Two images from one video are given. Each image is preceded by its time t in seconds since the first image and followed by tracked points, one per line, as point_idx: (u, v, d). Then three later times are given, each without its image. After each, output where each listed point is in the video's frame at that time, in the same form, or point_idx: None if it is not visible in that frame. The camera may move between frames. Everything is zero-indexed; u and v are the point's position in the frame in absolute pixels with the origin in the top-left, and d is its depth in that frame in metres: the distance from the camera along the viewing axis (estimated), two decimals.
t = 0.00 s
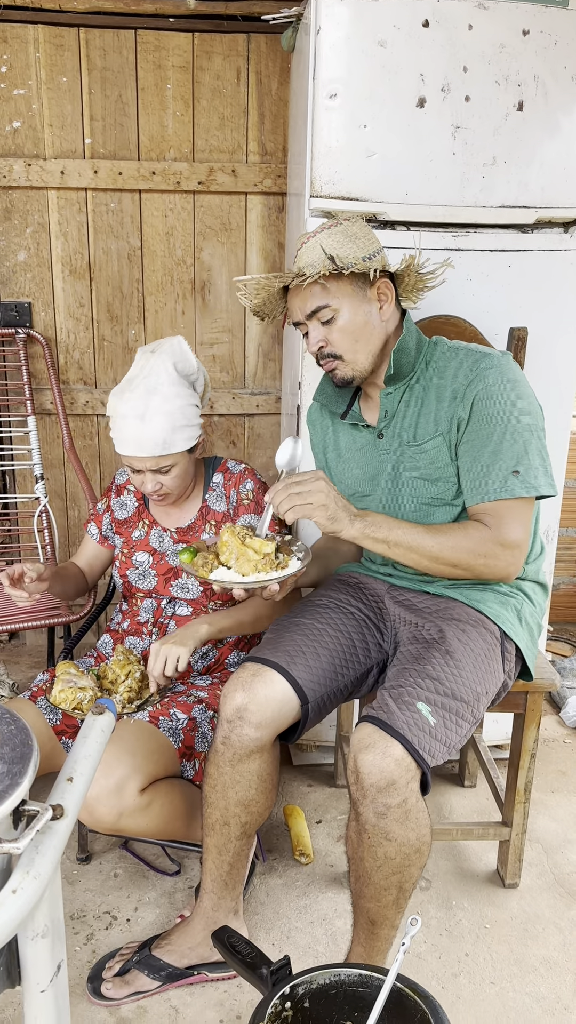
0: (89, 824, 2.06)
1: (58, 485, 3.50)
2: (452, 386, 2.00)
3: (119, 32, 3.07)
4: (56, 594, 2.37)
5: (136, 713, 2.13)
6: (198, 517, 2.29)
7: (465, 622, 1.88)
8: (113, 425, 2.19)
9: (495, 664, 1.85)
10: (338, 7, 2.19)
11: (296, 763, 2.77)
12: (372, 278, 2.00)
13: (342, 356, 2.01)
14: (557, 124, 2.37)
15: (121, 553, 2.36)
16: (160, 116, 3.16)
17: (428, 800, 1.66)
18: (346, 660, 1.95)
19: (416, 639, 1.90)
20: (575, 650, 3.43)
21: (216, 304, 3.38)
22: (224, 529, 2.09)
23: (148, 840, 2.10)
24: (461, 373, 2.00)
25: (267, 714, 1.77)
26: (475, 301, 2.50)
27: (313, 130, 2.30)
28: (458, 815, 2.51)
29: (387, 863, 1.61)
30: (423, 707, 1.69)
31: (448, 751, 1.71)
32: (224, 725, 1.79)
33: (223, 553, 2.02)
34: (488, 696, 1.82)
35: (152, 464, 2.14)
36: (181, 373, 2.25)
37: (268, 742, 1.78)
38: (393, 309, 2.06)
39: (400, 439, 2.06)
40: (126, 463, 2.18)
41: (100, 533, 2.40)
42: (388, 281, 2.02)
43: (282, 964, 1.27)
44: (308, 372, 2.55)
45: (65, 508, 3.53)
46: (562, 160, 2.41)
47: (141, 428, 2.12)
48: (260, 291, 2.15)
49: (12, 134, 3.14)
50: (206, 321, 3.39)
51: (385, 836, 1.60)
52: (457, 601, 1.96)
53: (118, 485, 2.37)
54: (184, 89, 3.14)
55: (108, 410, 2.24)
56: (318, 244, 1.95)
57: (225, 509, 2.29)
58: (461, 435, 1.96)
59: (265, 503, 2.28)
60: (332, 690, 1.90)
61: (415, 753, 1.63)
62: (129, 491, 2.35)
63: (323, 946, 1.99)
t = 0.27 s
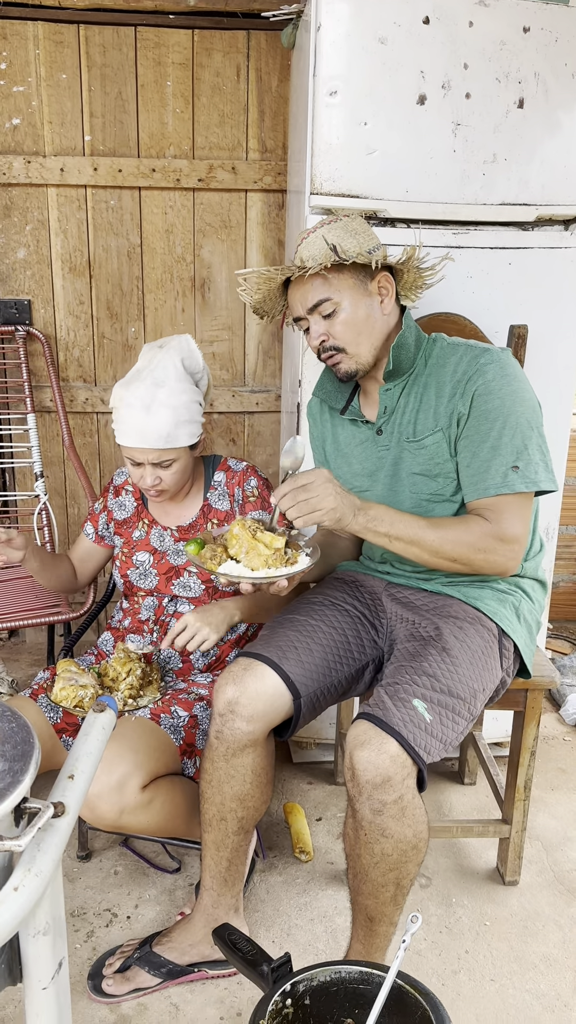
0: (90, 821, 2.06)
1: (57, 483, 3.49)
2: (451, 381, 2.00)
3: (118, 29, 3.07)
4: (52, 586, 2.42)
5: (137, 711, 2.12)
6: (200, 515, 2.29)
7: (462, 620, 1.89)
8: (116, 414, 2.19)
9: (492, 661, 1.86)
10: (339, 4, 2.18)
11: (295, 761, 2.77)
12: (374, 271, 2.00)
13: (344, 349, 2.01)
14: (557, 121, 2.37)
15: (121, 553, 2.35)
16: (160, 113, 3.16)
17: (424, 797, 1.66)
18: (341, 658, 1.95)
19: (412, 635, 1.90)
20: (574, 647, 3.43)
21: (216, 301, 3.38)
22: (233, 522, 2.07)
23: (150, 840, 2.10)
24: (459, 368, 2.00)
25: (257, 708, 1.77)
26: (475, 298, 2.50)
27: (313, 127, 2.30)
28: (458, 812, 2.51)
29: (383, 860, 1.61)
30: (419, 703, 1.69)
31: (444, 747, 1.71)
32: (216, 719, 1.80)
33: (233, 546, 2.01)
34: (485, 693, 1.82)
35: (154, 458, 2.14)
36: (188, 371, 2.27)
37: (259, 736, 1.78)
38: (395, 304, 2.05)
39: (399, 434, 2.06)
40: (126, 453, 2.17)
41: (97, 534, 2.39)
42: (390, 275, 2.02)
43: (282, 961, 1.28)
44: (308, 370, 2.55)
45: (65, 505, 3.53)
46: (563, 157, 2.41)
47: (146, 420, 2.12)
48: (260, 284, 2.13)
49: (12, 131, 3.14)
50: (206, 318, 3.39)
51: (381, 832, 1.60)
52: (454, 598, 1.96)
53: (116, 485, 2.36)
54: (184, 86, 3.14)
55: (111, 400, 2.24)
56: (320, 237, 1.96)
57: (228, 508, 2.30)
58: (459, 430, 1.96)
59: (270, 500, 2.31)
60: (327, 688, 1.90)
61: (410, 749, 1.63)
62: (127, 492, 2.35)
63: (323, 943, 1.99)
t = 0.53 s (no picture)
0: (87, 820, 2.06)
1: (55, 480, 3.49)
2: (445, 376, 2.00)
3: (116, 25, 3.06)
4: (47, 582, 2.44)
5: (133, 710, 2.12)
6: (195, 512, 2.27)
7: (464, 615, 1.89)
8: (120, 399, 2.18)
9: (496, 656, 1.86)
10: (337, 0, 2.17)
11: (293, 759, 2.77)
12: (363, 268, 2.01)
13: (335, 346, 2.01)
14: (556, 118, 2.36)
15: (118, 551, 2.34)
16: (157, 110, 3.15)
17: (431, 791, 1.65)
18: (340, 656, 1.94)
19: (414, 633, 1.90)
20: (573, 646, 3.43)
21: (214, 299, 3.37)
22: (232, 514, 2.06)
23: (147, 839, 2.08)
24: (454, 363, 2.00)
25: (256, 708, 1.77)
26: (474, 296, 2.49)
27: (311, 124, 2.29)
28: (456, 810, 2.51)
29: (393, 856, 1.60)
30: (425, 699, 1.69)
31: (450, 742, 1.70)
32: (214, 718, 1.80)
33: (230, 539, 1.99)
34: (490, 687, 1.82)
35: (155, 448, 2.14)
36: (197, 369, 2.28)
37: (259, 733, 1.78)
38: (385, 301, 2.06)
39: (394, 431, 2.06)
40: (126, 439, 2.17)
41: (93, 532, 2.39)
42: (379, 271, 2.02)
43: (280, 960, 1.27)
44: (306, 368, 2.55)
45: (63, 503, 3.52)
46: (562, 154, 2.40)
47: (154, 407, 2.11)
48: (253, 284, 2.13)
49: (9, 128, 3.13)
50: (204, 316, 3.38)
51: (391, 828, 1.59)
52: (455, 595, 1.97)
53: (113, 484, 2.36)
54: (182, 82, 3.13)
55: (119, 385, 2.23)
56: (309, 236, 1.96)
57: (223, 505, 2.28)
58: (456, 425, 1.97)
59: (262, 491, 2.30)
60: (325, 686, 1.90)
61: (417, 745, 1.62)
62: (123, 491, 2.35)
63: (322, 942, 1.99)
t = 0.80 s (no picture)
0: (84, 818, 2.05)
1: (52, 478, 3.48)
2: (431, 367, 2.04)
3: (113, 21, 3.05)
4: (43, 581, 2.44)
5: (130, 706, 2.14)
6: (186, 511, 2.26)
7: (478, 602, 1.91)
8: (117, 407, 2.16)
9: (513, 636, 1.88)
10: None
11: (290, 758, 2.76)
12: (342, 266, 2.04)
13: (317, 345, 2.02)
14: (554, 115, 2.35)
15: (111, 551, 2.33)
16: (154, 106, 3.14)
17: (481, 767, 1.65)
18: (341, 659, 1.94)
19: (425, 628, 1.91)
20: (570, 644, 3.43)
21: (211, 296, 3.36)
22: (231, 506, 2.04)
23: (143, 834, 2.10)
24: (439, 354, 2.04)
25: (259, 717, 1.76)
26: (471, 293, 2.48)
27: (308, 120, 2.28)
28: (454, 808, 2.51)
29: (457, 836, 1.60)
30: (466, 676, 1.69)
31: (493, 719, 1.70)
32: (216, 730, 1.78)
33: (228, 532, 1.98)
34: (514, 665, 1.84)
35: (155, 458, 2.15)
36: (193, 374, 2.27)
37: (262, 742, 1.77)
38: (363, 298, 2.09)
39: (383, 427, 2.06)
40: (122, 446, 2.15)
41: (88, 533, 2.39)
42: (357, 269, 2.05)
43: (276, 958, 1.26)
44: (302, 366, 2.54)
45: (60, 501, 3.52)
46: (559, 151, 2.40)
47: (154, 417, 2.11)
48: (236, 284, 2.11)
49: (6, 124, 3.12)
50: (201, 313, 3.37)
51: (453, 810, 1.59)
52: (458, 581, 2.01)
53: (106, 484, 2.35)
54: (179, 79, 3.12)
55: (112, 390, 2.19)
56: (288, 236, 1.98)
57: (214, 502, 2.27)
58: (444, 414, 1.99)
59: (252, 488, 2.28)
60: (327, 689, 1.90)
61: (469, 718, 1.61)
62: (116, 490, 2.33)
63: (319, 939, 1.98)
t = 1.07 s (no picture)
0: (82, 816, 2.05)
1: (50, 476, 3.48)
2: (416, 360, 2.04)
3: (111, 18, 3.04)
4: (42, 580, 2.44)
5: (128, 704, 2.13)
6: (184, 512, 2.27)
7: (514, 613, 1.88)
8: (122, 399, 2.15)
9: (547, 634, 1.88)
10: None
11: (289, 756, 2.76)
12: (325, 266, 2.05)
13: (304, 345, 2.02)
14: (552, 112, 2.35)
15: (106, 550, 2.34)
16: (152, 103, 3.13)
17: None
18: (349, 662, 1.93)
19: (462, 636, 1.87)
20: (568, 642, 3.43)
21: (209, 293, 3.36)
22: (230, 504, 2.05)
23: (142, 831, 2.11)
24: (423, 348, 2.05)
25: (265, 722, 1.75)
26: (469, 290, 2.48)
27: (305, 117, 2.28)
28: (451, 805, 2.51)
29: None
30: (544, 698, 1.64)
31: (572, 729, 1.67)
32: (222, 732, 1.78)
33: (229, 530, 1.99)
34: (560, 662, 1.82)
35: (168, 438, 2.14)
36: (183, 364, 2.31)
37: (269, 745, 1.77)
38: (348, 296, 2.10)
39: (372, 423, 2.07)
40: (133, 435, 2.15)
41: (85, 533, 2.39)
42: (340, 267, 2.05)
43: (274, 957, 1.26)
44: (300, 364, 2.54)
45: (58, 499, 3.51)
46: (558, 148, 2.39)
47: (163, 399, 2.12)
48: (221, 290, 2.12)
49: (3, 122, 3.11)
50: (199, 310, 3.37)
51: None
52: (471, 583, 2.01)
53: (102, 481, 2.35)
54: (177, 76, 3.11)
55: (114, 384, 2.19)
56: (269, 238, 1.99)
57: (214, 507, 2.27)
58: (431, 407, 2.00)
59: (257, 496, 2.27)
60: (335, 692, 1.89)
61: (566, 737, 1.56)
62: (111, 489, 2.33)
63: (316, 937, 1.98)
